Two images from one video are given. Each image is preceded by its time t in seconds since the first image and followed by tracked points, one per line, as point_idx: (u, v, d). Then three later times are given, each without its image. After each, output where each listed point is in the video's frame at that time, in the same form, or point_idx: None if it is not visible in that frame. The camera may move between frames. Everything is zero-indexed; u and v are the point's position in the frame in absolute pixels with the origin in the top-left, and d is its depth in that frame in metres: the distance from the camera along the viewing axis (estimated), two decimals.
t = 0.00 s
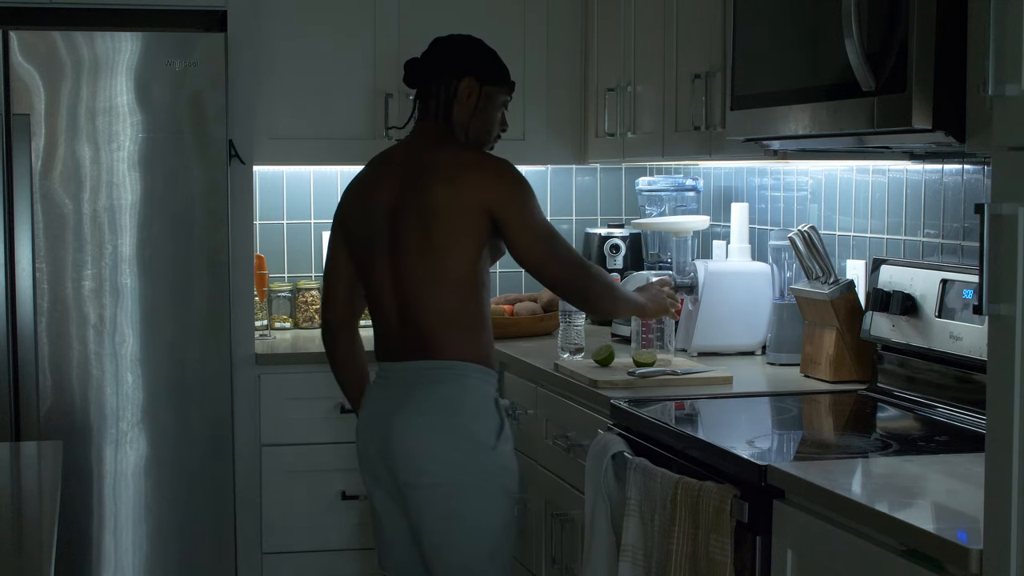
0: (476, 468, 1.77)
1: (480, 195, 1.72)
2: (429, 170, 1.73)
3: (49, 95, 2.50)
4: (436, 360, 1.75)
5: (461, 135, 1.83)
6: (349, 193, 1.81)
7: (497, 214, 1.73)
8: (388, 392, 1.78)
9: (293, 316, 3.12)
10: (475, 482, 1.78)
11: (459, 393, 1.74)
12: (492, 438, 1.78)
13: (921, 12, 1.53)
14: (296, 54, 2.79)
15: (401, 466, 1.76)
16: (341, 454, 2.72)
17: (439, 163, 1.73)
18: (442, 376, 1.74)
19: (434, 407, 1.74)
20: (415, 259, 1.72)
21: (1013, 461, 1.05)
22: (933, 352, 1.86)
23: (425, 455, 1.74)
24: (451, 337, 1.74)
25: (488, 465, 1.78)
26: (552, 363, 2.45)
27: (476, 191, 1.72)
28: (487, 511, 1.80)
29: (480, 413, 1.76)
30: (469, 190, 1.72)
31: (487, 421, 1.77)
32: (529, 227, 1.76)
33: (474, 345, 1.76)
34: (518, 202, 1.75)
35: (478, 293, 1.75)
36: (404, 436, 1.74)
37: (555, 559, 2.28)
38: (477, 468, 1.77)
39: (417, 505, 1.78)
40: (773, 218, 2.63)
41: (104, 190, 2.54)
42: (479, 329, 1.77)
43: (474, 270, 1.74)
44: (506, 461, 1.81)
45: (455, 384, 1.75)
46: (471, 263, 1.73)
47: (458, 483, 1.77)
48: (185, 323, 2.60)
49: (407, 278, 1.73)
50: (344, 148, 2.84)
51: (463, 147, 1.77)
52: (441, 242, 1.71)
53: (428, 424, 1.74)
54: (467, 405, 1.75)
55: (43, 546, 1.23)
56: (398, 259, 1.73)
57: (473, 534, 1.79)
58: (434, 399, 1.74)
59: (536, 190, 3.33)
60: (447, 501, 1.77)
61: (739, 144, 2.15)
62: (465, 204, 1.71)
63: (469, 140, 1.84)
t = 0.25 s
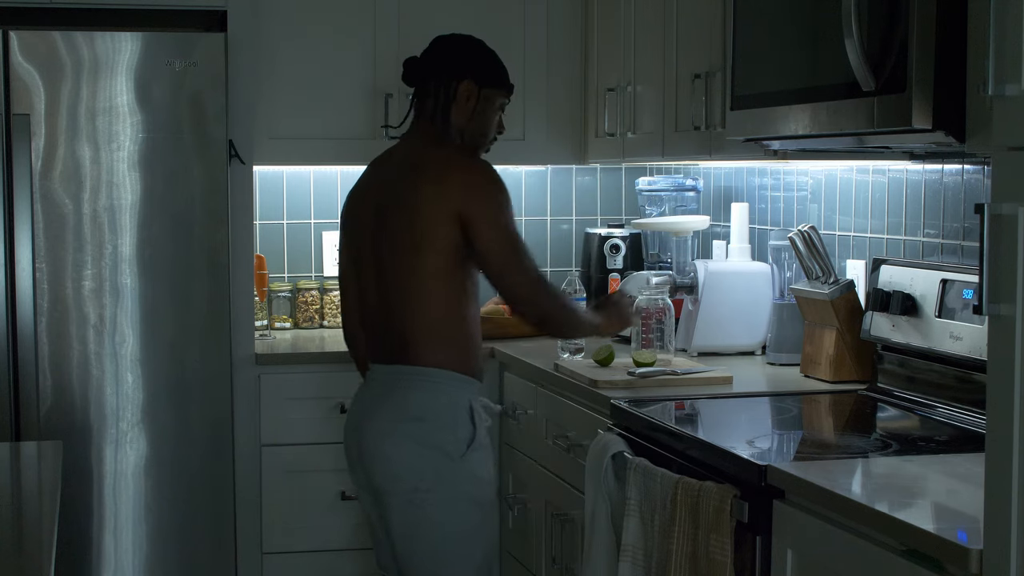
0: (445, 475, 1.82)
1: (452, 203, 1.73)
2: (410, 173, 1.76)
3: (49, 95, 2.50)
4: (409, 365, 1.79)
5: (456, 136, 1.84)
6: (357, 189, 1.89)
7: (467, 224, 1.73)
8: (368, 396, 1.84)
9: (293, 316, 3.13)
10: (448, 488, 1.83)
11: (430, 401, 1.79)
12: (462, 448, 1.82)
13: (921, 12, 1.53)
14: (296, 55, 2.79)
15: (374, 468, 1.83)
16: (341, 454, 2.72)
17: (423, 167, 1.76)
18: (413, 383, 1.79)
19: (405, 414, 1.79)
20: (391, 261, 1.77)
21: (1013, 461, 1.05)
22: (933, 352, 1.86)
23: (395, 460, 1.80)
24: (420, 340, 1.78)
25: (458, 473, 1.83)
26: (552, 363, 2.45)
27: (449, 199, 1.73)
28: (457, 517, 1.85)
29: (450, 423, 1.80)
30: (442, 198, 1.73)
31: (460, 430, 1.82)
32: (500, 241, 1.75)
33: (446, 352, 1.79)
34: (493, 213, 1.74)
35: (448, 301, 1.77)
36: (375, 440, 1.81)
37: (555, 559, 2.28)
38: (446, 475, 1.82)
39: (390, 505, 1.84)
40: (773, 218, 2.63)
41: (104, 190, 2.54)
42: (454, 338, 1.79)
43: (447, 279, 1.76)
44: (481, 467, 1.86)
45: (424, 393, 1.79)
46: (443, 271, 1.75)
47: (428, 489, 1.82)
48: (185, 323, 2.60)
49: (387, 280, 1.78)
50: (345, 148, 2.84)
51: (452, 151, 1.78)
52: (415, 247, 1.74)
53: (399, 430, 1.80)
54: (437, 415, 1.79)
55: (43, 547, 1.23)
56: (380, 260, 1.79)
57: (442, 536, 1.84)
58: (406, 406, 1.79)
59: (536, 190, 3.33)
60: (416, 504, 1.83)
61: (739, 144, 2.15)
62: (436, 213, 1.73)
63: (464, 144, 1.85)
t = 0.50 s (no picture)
0: (445, 481, 1.93)
1: (426, 207, 1.83)
2: (395, 181, 1.85)
3: (49, 95, 2.50)
4: (410, 371, 1.89)
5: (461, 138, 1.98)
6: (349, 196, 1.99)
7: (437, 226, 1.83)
8: (367, 404, 1.93)
9: (293, 316, 3.13)
10: (445, 492, 1.94)
11: (431, 411, 1.90)
12: (461, 455, 1.93)
13: (921, 12, 1.53)
14: (296, 55, 2.79)
15: (375, 475, 1.92)
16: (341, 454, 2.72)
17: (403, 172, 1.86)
18: (410, 390, 1.89)
19: (407, 423, 1.90)
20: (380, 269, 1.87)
21: (1013, 461, 1.05)
22: (933, 352, 1.86)
23: (395, 465, 1.90)
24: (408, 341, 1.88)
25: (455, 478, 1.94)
26: (552, 363, 2.44)
27: (423, 202, 1.83)
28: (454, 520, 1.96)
29: (450, 430, 1.91)
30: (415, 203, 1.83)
31: (459, 438, 1.93)
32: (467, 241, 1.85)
33: (438, 355, 1.89)
34: (465, 213, 1.84)
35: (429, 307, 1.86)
36: (377, 447, 1.91)
37: (555, 559, 2.28)
38: (444, 480, 1.93)
39: (391, 509, 1.94)
40: (773, 218, 2.63)
41: (104, 190, 2.54)
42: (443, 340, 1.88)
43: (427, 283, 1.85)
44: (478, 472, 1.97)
45: (424, 402, 1.89)
46: (423, 275, 1.85)
47: (428, 495, 1.93)
48: (185, 324, 2.60)
49: (377, 288, 1.89)
50: (345, 147, 2.84)
51: (433, 155, 1.88)
52: (395, 253, 1.85)
53: (402, 438, 1.90)
54: (438, 424, 1.90)
55: (43, 547, 1.23)
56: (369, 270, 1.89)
57: (440, 539, 1.95)
58: (408, 416, 1.89)
59: (536, 190, 3.33)
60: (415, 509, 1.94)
61: (739, 144, 2.14)
62: (410, 217, 1.83)
63: (465, 146, 1.99)
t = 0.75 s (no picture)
0: (441, 478, 1.92)
1: (421, 209, 1.86)
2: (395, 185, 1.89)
3: (49, 95, 2.50)
4: (409, 371, 1.90)
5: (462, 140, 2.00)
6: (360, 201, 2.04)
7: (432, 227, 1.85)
8: (368, 402, 1.94)
9: (293, 317, 3.13)
10: (443, 490, 1.93)
11: (428, 409, 1.89)
12: (457, 452, 1.93)
13: (921, 12, 1.53)
14: (296, 55, 2.79)
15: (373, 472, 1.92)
16: (341, 454, 2.72)
17: (401, 176, 1.90)
18: (408, 388, 1.89)
19: (404, 420, 1.89)
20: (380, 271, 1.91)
21: (1013, 461, 1.05)
22: (933, 352, 1.86)
23: (394, 464, 1.90)
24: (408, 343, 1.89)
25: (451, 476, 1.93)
26: (552, 363, 2.45)
27: (417, 204, 1.86)
28: (451, 518, 1.95)
29: (446, 427, 1.91)
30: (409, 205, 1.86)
31: (455, 436, 1.92)
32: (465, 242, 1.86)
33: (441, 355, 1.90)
34: (461, 213, 1.86)
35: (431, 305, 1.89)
36: (375, 444, 1.90)
37: (555, 559, 2.28)
38: (441, 478, 1.92)
39: (388, 507, 1.94)
40: (773, 218, 2.63)
41: (104, 190, 2.54)
42: (446, 339, 1.90)
43: (427, 282, 1.87)
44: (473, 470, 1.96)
45: (420, 400, 1.89)
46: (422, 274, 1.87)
47: (424, 492, 1.92)
48: (185, 324, 2.60)
49: (379, 291, 1.92)
50: (345, 148, 2.84)
51: (432, 157, 1.91)
52: (394, 254, 1.88)
53: (399, 435, 1.90)
54: (434, 421, 1.90)
55: (43, 547, 1.23)
56: (371, 273, 1.93)
57: (437, 536, 1.94)
58: (405, 413, 1.89)
59: (536, 191, 3.33)
60: (412, 506, 1.93)
61: (739, 144, 2.14)
62: (408, 217, 1.86)
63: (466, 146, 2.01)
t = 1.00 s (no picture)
0: (434, 460, 2.03)
1: (425, 205, 1.95)
2: (405, 185, 1.98)
3: (49, 95, 2.50)
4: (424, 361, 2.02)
5: (463, 135, 2.10)
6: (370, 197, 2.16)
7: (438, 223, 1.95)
8: (373, 388, 2.07)
9: (293, 317, 3.13)
10: (439, 472, 2.04)
11: (422, 394, 2.01)
12: (450, 436, 2.03)
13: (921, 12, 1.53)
14: (296, 55, 2.79)
15: (372, 452, 2.05)
16: (341, 454, 2.72)
17: (405, 173, 1.99)
18: (409, 375, 2.01)
19: (400, 405, 2.01)
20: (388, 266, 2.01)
21: (1013, 461, 1.05)
22: (933, 352, 1.86)
23: (390, 447, 2.03)
24: (423, 335, 2.01)
25: (444, 457, 2.03)
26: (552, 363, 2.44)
27: (421, 201, 1.95)
28: (445, 498, 2.05)
29: (439, 411, 2.02)
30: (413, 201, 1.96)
31: (448, 420, 2.02)
32: (471, 234, 1.95)
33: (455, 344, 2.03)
34: (463, 207, 1.95)
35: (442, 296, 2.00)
36: (374, 427, 2.04)
37: (555, 559, 2.28)
38: (435, 461, 2.03)
39: (386, 485, 2.06)
40: (773, 218, 2.63)
41: (104, 190, 2.54)
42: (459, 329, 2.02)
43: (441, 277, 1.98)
44: (467, 453, 2.06)
45: (415, 385, 2.01)
46: (433, 267, 1.98)
47: (418, 472, 2.04)
48: (185, 323, 2.60)
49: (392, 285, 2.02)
50: (345, 148, 2.84)
51: (438, 156, 2.01)
52: (405, 252, 1.97)
53: (395, 419, 2.02)
54: (428, 406, 2.01)
55: (43, 547, 1.23)
56: (381, 267, 2.03)
57: (430, 515, 2.05)
58: (401, 398, 2.01)
59: (536, 191, 3.33)
60: (408, 485, 2.05)
61: (739, 144, 2.14)
62: (420, 217, 1.95)
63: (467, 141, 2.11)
